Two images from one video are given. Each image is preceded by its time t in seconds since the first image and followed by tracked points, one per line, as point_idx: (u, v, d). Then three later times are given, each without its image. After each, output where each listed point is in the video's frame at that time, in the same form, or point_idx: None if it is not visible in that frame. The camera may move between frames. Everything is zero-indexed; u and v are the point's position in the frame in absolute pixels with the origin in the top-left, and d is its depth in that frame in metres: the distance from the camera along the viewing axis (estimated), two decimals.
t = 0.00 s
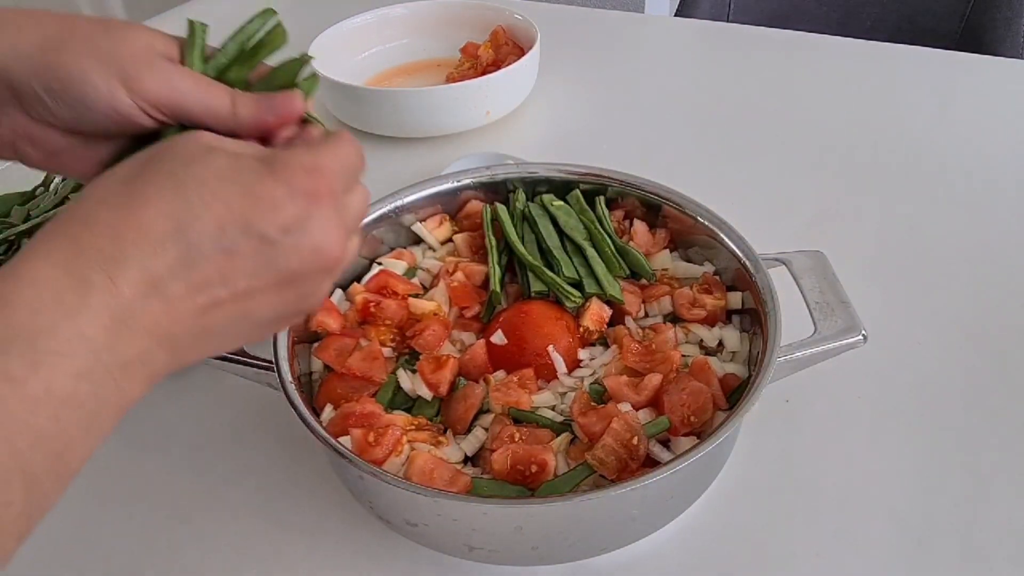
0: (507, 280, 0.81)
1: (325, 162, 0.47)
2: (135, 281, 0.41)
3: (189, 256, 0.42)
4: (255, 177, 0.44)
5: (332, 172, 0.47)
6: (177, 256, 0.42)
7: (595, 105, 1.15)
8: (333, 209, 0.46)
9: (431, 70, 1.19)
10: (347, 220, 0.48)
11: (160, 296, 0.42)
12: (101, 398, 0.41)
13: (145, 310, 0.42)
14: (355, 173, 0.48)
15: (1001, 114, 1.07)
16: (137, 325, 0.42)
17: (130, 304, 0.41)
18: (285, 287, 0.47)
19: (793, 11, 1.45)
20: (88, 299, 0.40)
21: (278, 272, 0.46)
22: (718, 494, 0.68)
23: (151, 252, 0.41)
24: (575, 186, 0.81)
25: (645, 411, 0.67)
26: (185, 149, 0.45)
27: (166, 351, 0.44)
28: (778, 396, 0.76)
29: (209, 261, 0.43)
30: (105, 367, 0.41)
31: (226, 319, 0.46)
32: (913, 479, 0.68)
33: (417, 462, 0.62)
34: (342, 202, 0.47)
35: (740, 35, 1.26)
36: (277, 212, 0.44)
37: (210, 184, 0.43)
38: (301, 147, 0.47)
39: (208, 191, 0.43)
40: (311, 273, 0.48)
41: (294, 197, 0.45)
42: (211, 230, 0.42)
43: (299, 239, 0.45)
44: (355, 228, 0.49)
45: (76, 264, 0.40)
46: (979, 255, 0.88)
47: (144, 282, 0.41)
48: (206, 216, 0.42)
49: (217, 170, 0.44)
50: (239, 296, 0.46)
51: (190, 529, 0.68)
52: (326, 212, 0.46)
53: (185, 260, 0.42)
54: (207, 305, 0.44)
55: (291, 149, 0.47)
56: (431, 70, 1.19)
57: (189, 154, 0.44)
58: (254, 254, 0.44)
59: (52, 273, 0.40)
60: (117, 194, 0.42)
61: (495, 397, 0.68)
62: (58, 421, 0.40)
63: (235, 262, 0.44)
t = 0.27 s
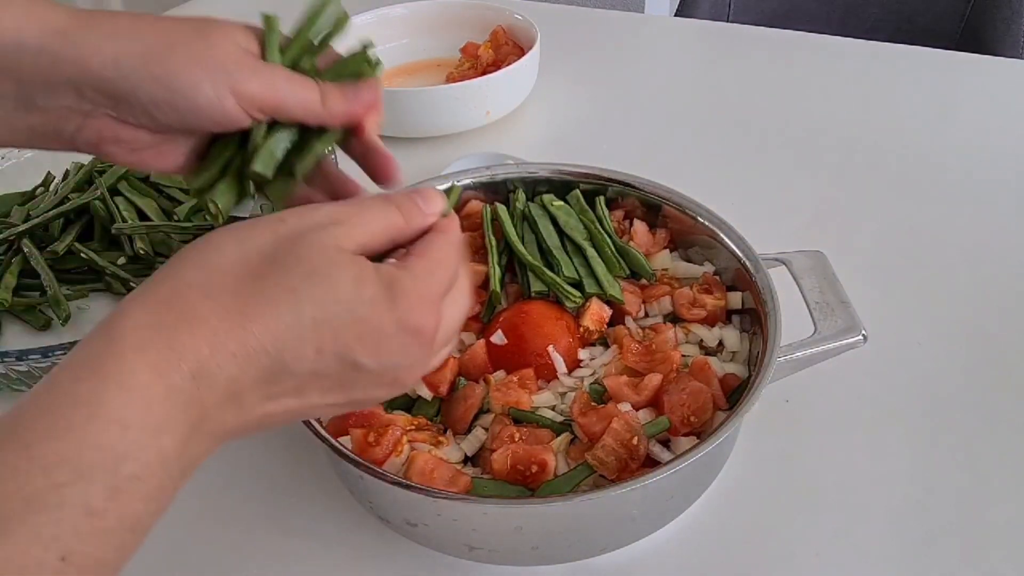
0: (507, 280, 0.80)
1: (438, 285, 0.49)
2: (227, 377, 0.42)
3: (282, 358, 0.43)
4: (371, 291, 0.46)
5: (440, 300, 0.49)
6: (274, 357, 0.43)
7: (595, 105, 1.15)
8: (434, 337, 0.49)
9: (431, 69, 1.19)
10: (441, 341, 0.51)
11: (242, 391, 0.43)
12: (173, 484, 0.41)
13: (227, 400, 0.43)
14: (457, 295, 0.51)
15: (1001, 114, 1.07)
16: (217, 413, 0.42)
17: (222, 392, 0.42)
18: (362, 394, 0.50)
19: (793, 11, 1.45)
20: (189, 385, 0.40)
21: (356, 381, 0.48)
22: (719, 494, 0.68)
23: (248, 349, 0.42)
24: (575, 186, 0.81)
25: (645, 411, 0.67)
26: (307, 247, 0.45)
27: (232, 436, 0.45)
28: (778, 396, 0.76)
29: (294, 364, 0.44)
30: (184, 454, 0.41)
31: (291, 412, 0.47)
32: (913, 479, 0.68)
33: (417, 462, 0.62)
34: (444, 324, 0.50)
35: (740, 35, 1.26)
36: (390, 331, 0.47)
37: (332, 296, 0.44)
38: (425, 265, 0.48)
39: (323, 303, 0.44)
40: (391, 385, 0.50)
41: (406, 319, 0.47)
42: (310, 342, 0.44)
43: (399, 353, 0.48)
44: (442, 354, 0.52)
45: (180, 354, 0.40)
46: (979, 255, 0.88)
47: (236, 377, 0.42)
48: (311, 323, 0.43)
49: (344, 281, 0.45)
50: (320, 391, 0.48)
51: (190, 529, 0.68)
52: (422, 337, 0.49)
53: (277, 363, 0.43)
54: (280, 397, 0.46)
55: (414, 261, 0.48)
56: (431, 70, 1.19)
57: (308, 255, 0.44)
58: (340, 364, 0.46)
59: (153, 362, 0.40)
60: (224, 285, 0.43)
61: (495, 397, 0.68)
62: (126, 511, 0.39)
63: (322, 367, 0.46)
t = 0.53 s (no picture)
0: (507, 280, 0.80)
1: (394, 239, 0.49)
2: (174, 332, 0.41)
3: (229, 308, 0.43)
4: (304, 229, 0.46)
5: (390, 247, 0.49)
6: (224, 310, 0.43)
7: (595, 105, 1.15)
8: (392, 287, 0.48)
9: (431, 70, 1.19)
10: (410, 296, 0.50)
11: (202, 347, 0.43)
12: (142, 445, 0.41)
13: (188, 358, 0.42)
14: (420, 252, 0.50)
15: (1001, 114, 1.07)
16: (179, 372, 0.42)
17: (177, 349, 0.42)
18: (335, 358, 0.49)
19: (793, 11, 1.45)
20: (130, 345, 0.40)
21: (321, 341, 0.48)
22: (718, 495, 0.69)
23: (189, 301, 0.42)
24: (575, 186, 0.81)
25: (645, 411, 0.67)
26: (232, 205, 0.46)
27: (204, 403, 0.44)
28: (778, 396, 0.76)
29: (245, 316, 0.44)
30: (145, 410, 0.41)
31: (261, 373, 0.46)
32: (912, 479, 0.68)
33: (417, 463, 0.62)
34: (408, 278, 0.49)
35: (740, 35, 1.26)
36: (338, 278, 0.46)
37: (263, 239, 0.44)
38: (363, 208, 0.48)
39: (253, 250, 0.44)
40: (359, 345, 0.49)
41: (355, 267, 0.46)
42: (250, 280, 0.44)
43: (354, 298, 0.47)
44: (413, 313, 0.51)
45: (116, 313, 0.40)
46: (979, 255, 0.88)
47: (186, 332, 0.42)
48: (244, 266, 0.44)
49: (277, 227, 0.45)
50: (285, 346, 0.47)
51: (190, 529, 0.68)
52: (378, 284, 0.48)
53: (223, 312, 0.43)
54: (246, 357, 0.45)
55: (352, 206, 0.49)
56: (431, 71, 1.19)
57: (231, 210, 0.45)
58: (294, 315, 0.46)
59: (89, 325, 0.40)
60: (151, 251, 0.43)
61: (495, 397, 0.68)
62: (96, 477, 0.39)
63: (274, 318, 0.45)
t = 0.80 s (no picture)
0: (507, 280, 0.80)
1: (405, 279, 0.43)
2: (152, 427, 0.37)
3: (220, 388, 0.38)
4: (304, 280, 0.40)
5: (403, 282, 0.43)
6: (216, 390, 0.38)
7: (595, 105, 1.15)
8: (412, 331, 0.44)
9: (431, 70, 1.19)
10: (431, 334, 0.45)
11: (192, 438, 0.38)
12: (127, 559, 0.38)
13: (174, 453, 0.38)
14: (438, 282, 0.45)
15: (1002, 114, 1.07)
16: (163, 469, 0.38)
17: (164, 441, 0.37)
18: (354, 407, 0.45)
19: (793, 11, 1.45)
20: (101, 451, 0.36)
21: (335, 398, 0.43)
22: (718, 495, 0.69)
23: (170, 393, 0.37)
24: (575, 186, 0.81)
25: (645, 411, 0.67)
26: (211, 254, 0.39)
27: (199, 487, 0.40)
28: (778, 396, 0.76)
29: (238, 402, 0.39)
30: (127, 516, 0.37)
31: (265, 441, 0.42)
32: (913, 479, 0.68)
33: (417, 462, 0.62)
34: (428, 317, 0.44)
35: (740, 35, 1.26)
36: (344, 337, 0.41)
37: (252, 300, 0.38)
38: (374, 236, 0.42)
39: (244, 312, 0.38)
40: (380, 389, 0.45)
41: (362, 320, 0.41)
42: (239, 356, 0.38)
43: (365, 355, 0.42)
44: (436, 348, 0.47)
45: (85, 412, 0.36)
46: (979, 255, 0.88)
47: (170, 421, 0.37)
48: (234, 342, 0.38)
49: (269, 283, 0.39)
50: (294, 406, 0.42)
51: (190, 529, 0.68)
52: (396, 333, 0.43)
53: (212, 393, 0.38)
54: (241, 433, 0.41)
55: (356, 233, 0.42)
56: (431, 70, 1.19)
57: (214, 255, 0.39)
58: (299, 378, 0.41)
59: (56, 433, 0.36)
60: (119, 324, 0.38)
61: (495, 398, 0.68)
62: None
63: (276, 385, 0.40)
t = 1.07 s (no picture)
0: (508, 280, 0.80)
1: (352, 315, 0.41)
2: (92, 516, 0.36)
3: (161, 465, 0.37)
4: (237, 336, 0.38)
5: (352, 317, 0.40)
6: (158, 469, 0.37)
7: (595, 105, 1.15)
8: (370, 371, 0.41)
9: (431, 70, 1.19)
10: (393, 369, 0.42)
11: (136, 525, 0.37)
12: None
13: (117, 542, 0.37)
14: (390, 314, 0.42)
15: (1001, 114, 1.07)
16: (115, 551, 0.37)
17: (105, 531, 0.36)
18: (325, 457, 0.42)
19: (793, 10, 1.45)
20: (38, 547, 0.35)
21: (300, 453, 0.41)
22: (718, 495, 0.69)
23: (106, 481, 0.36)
24: (575, 186, 0.81)
25: (645, 411, 0.67)
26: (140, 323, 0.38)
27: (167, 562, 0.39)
28: (778, 396, 0.76)
29: (189, 472, 0.38)
30: None
31: (228, 513, 0.40)
32: (913, 479, 0.68)
33: (417, 462, 0.62)
34: (386, 354, 0.41)
35: (740, 34, 1.26)
36: (295, 389, 0.38)
37: (181, 368, 0.37)
38: (309, 275, 0.40)
39: (176, 384, 0.37)
40: (349, 435, 0.42)
41: (313, 368, 0.39)
42: (177, 428, 0.37)
43: (323, 405, 0.39)
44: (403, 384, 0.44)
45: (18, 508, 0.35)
46: (979, 255, 0.88)
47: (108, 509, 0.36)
48: (166, 414, 0.37)
49: (197, 346, 0.37)
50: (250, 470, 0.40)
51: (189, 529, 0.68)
52: (354, 378, 0.40)
53: (151, 472, 0.37)
54: (195, 509, 0.39)
55: (291, 273, 0.40)
56: (431, 71, 1.19)
57: (141, 323, 0.38)
58: (251, 442, 0.39)
59: None
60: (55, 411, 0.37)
61: (495, 398, 0.68)
62: None
63: (225, 453, 0.38)
